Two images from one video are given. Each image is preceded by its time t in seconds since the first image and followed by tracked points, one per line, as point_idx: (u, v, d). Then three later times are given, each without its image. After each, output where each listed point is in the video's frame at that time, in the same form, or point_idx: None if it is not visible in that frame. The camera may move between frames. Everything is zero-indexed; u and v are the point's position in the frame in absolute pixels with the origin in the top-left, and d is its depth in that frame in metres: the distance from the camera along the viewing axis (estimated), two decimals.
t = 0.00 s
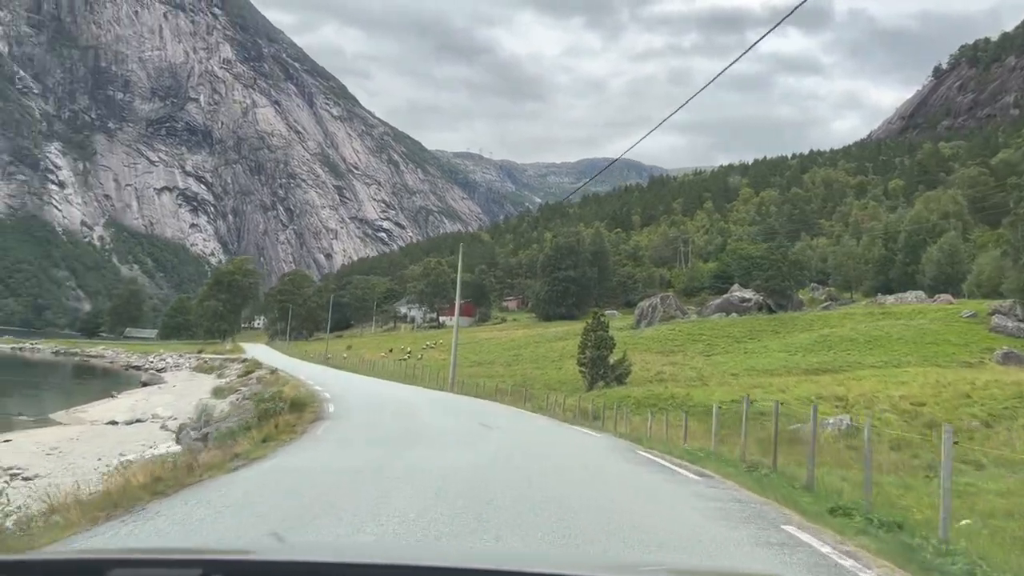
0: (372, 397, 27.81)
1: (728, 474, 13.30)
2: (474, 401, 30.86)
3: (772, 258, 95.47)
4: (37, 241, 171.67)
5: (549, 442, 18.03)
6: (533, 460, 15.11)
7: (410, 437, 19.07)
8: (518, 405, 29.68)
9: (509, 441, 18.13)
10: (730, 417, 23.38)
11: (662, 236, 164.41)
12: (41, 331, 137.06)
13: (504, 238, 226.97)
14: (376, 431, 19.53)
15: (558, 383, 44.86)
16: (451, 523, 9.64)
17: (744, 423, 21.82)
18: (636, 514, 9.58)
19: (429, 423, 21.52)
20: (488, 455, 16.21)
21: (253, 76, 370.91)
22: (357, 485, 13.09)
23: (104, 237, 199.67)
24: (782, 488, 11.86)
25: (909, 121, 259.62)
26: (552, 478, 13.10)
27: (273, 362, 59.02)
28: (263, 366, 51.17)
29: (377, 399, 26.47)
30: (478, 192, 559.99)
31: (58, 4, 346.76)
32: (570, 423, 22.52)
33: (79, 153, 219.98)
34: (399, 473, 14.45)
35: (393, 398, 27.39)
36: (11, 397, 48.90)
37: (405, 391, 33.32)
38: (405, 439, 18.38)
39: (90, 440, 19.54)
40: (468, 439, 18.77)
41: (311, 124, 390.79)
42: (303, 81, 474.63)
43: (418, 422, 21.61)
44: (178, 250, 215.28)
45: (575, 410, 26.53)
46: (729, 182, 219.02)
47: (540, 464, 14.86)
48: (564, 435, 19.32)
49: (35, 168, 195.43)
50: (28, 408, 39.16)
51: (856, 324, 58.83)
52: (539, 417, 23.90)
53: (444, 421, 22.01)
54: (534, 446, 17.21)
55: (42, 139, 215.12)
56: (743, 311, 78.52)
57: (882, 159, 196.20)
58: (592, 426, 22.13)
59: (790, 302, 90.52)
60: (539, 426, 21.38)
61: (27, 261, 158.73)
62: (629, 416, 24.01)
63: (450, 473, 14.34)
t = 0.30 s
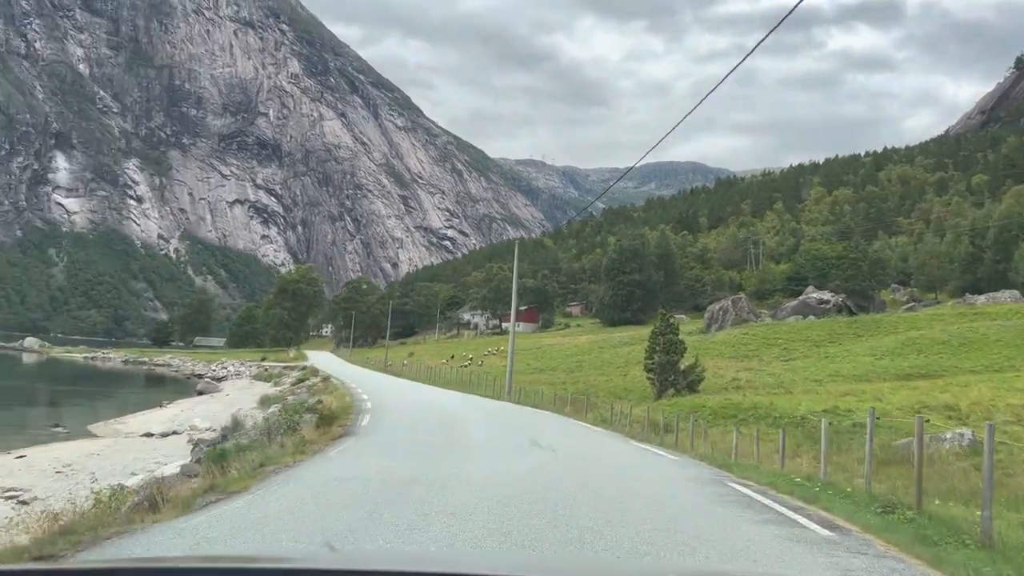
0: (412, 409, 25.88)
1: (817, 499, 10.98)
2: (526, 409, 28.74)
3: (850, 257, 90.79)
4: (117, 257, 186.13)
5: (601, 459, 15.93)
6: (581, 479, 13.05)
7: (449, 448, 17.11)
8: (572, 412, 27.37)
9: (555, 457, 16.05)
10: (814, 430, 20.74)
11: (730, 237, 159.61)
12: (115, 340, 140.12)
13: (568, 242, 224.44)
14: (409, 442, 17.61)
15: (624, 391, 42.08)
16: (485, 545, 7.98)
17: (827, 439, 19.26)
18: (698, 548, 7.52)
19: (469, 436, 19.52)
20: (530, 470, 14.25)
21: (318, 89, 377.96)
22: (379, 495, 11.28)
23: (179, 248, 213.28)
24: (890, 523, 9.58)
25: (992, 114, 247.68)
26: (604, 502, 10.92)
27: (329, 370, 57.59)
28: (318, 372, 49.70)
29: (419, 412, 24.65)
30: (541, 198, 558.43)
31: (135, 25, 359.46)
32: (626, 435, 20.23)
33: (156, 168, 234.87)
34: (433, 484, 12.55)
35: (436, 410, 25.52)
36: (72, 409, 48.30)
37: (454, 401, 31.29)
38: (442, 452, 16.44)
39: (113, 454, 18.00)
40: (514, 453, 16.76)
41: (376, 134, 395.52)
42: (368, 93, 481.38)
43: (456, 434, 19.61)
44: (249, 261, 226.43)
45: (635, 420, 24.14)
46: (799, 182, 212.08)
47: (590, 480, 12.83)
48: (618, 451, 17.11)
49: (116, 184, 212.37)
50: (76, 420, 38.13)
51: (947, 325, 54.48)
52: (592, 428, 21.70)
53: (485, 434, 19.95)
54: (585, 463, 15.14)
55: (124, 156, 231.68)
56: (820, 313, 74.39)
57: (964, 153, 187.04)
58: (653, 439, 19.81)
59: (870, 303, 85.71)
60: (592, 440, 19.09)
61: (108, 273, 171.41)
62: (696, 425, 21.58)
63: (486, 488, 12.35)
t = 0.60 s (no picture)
0: (447, 431, 24.03)
1: (933, 540, 9.03)
2: (572, 424, 26.63)
3: (929, 255, 85.99)
4: (187, 269, 192.30)
5: (656, 485, 14.04)
6: (639, 505, 11.21)
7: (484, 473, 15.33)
8: (622, 425, 25.21)
9: (602, 481, 14.20)
10: (899, 451, 18.43)
11: (797, 239, 154.31)
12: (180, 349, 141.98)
13: (628, 247, 220.81)
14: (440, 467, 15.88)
15: (694, 401, 38.95)
16: None
17: (917, 457, 17.02)
18: None
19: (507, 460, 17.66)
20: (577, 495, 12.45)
21: (378, 100, 382.34)
22: (401, 527, 9.63)
23: (246, 259, 218.94)
24: None
25: None
26: (670, 535, 9.15)
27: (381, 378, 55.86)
28: (368, 381, 47.92)
29: (453, 433, 22.79)
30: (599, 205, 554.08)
31: (202, 43, 369.19)
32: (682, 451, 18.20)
33: (223, 182, 242.68)
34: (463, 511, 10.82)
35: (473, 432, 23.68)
36: (125, 421, 47.60)
37: (494, 417, 29.33)
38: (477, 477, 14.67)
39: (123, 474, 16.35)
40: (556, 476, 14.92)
41: (434, 144, 397.68)
42: (426, 104, 484.65)
43: (492, 460, 17.75)
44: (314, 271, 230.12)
45: (691, 434, 21.97)
46: (868, 182, 204.60)
47: (648, 509, 10.98)
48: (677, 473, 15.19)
49: (185, 198, 221.09)
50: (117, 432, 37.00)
51: None
52: (644, 444, 19.65)
53: (525, 458, 18.07)
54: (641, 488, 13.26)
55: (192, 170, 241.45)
56: (899, 315, 70.15)
57: None
58: (714, 452, 17.75)
59: (953, 305, 80.85)
60: (644, 459, 17.15)
61: (179, 284, 176.18)
62: (763, 440, 19.40)
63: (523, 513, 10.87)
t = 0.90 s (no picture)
0: (476, 438, 23.18)
1: None
2: (606, 431, 25.48)
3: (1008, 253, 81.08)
4: (248, 279, 194.46)
5: (706, 506, 12.56)
6: (684, 537, 9.76)
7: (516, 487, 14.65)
8: (659, 431, 24.09)
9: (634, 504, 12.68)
10: (977, 467, 16.71)
11: (863, 239, 148.54)
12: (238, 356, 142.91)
13: (685, 251, 216.29)
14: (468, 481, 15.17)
15: (770, 411, 35.21)
16: None
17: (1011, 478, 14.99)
18: None
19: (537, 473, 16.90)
20: (616, 510, 11.78)
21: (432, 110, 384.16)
22: (426, 555, 8.69)
23: (305, 269, 221.76)
24: None
25: None
26: (725, 557, 8.55)
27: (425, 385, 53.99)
28: (413, 389, 46.26)
29: (481, 442, 21.97)
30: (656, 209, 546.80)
31: (261, 58, 376.51)
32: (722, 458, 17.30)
33: (282, 194, 247.40)
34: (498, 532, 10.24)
35: (501, 440, 22.83)
36: (170, 430, 46.57)
37: (527, 424, 28.20)
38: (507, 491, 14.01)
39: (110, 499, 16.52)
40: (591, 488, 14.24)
41: (488, 151, 397.63)
42: (480, 112, 485.65)
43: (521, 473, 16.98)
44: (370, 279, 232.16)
45: (732, 441, 20.84)
46: (938, 179, 196.35)
47: (697, 525, 10.31)
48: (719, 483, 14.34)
49: (246, 210, 225.15)
50: (146, 444, 35.69)
51: None
52: (682, 453, 18.76)
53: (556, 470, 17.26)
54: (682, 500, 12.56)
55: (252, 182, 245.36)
56: (978, 316, 65.82)
57: None
58: (758, 457, 16.77)
59: None
60: (682, 468, 16.35)
61: (239, 296, 180.22)
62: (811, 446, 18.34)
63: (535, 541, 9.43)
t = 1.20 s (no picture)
0: (503, 445, 21.72)
1: None
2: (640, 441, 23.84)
3: None
4: (303, 285, 198.08)
5: (756, 530, 11.01)
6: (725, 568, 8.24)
7: (539, 502, 13.28)
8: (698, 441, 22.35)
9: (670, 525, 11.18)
10: None
11: (928, 238, 142.57)
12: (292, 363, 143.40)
13: (740, 255, 211.11)
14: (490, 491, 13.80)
15: (860, 425, 31.14)
16: None
17: None
18: None
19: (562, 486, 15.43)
20: (648, 534, 10.44)
21: (483, 116, 383.87)
22: None
23: (359, 276, 223.65)
24: None
25: None
26: None
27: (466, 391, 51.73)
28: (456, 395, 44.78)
29: (506, 450, 20.45)
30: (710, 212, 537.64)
31: (315, 69, 382.07)
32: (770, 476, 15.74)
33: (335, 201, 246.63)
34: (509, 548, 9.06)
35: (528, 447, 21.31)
36: (202, 435, 44.40)
37: (557, 430, 26.50)
38: (530, 507, 12.65)
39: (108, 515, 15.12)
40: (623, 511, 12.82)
41: (539, 156, 395.19)
42: (531, 117, 484.63)
43: (548, 488, 15.57)
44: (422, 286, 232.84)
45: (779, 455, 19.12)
46: (1008, 175, 187.69)
47: (729, 554, 9.14)
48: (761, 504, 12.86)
49: (301, 219, 228.19)
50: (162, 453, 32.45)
51: None
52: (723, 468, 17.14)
53: (586, 485, 15.85)
54: (710, 526, 11.20)
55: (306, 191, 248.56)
56: None
57: None
58: (819, 474, 15.04)
59: None
60: (724, 489, 14.84)
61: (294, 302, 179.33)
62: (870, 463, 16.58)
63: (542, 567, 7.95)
